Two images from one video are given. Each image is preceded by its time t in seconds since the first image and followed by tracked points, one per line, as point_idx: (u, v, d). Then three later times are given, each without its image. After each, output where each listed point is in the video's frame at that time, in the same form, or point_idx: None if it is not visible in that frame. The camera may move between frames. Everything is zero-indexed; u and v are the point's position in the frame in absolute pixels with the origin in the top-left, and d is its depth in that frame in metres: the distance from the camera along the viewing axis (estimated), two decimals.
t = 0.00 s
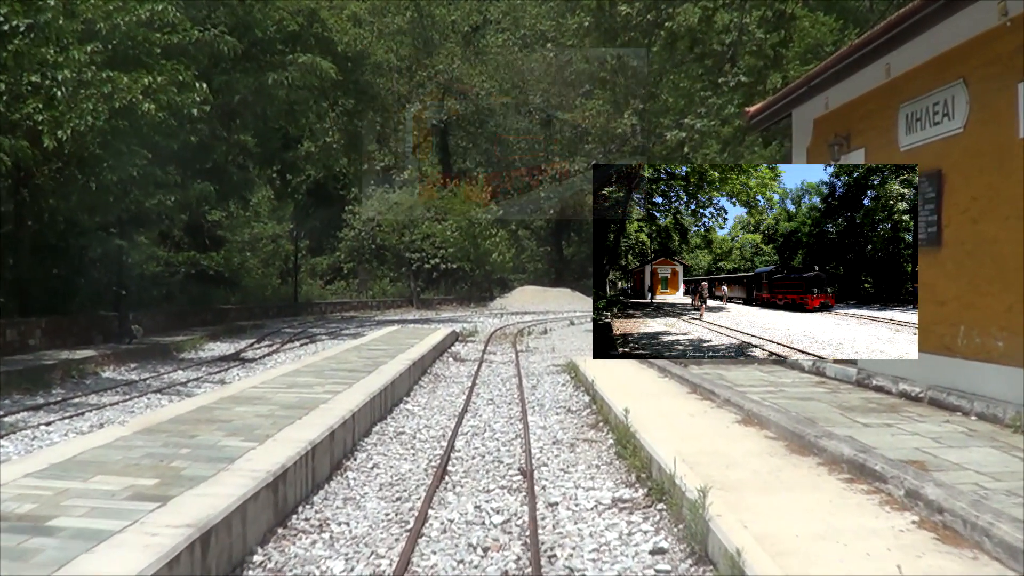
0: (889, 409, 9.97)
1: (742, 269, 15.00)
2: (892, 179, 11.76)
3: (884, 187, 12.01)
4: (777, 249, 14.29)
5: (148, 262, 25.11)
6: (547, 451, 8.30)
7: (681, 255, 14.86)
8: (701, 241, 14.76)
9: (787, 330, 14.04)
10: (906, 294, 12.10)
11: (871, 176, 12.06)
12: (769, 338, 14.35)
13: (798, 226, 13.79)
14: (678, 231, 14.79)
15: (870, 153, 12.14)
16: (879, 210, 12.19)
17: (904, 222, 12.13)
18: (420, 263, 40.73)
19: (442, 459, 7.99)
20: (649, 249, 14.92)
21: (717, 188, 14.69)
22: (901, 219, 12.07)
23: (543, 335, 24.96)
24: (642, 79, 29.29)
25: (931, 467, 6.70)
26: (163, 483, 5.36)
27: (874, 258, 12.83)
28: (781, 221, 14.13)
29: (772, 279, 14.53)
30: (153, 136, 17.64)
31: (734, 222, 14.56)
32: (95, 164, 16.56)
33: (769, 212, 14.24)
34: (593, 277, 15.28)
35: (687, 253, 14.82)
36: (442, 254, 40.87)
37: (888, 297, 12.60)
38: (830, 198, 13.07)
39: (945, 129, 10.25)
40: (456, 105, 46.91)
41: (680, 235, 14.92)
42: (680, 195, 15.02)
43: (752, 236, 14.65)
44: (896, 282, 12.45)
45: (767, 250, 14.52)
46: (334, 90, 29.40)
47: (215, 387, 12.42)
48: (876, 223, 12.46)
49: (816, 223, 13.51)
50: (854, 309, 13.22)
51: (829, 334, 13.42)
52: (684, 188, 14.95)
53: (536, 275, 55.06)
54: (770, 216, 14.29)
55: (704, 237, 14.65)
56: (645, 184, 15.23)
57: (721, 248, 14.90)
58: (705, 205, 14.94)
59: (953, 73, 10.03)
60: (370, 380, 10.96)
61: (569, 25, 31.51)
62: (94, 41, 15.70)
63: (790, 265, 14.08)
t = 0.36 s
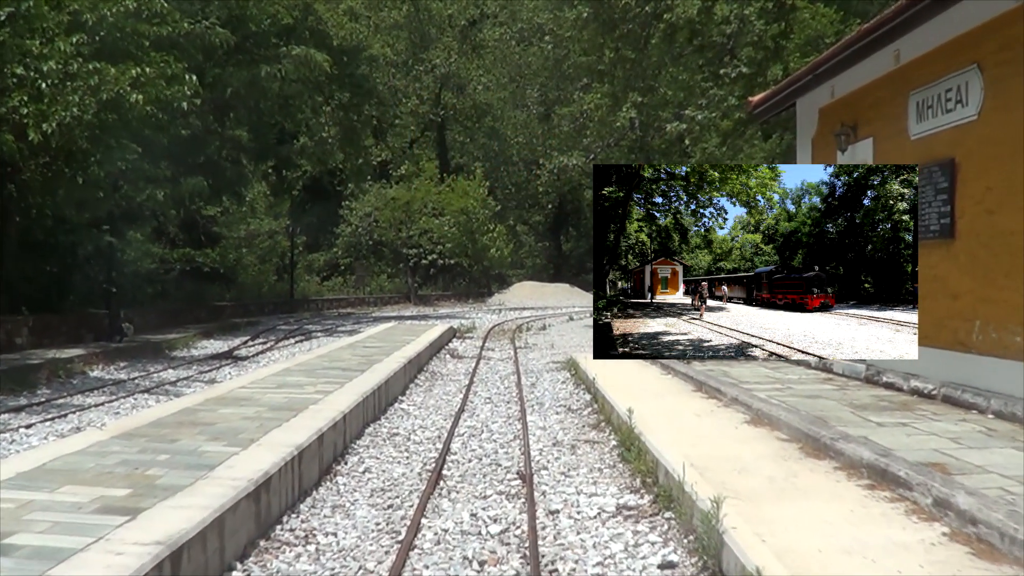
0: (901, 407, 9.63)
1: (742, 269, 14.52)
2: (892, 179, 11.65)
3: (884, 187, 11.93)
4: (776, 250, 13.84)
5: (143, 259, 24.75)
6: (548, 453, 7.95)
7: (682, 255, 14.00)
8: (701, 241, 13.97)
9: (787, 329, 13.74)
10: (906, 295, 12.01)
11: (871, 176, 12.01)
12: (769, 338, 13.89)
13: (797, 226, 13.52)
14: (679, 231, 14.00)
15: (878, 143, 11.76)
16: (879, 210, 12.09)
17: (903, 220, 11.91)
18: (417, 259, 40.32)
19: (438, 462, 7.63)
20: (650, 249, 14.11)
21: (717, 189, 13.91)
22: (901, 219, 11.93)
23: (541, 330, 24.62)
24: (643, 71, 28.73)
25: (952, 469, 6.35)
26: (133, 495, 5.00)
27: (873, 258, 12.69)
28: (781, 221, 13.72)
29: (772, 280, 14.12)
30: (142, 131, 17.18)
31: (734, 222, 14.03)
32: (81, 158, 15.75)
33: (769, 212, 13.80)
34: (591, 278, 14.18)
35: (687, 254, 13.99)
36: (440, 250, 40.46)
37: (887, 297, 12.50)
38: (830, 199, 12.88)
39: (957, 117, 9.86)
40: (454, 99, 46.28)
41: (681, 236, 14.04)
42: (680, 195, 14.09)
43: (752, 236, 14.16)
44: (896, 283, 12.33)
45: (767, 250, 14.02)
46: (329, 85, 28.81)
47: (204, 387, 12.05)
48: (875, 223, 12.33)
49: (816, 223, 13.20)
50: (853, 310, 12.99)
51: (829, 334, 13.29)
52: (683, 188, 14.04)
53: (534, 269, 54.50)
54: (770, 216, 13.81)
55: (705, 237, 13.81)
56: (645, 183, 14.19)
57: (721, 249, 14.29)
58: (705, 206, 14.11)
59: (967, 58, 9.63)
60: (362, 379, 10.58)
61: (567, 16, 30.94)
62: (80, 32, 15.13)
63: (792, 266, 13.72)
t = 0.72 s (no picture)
0: (917, 414, 9.26)
1: (741, 269, 13.05)
2: (892, 179, 11.35)
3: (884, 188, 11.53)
4: (776, 250, 12.59)
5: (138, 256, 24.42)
6: (549, 462, 7.57)
7: (682, 255, 12.96)
8: (700, 240, 12.82)
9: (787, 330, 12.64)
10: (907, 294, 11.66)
11: (871, 176, 11.67)
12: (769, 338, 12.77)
13: (797, 226, 12.46)
14: (679, 231, 12.98)
15: (892, 140, 11.41)
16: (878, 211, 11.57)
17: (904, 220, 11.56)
18: (416, 257, 39.93)
19: (434, 471, 7.27)
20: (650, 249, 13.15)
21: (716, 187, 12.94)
22: (901, 219, 11.54)
23: (542, 331, 24.26)
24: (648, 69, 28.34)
25: (981, 483, 5.97)
26: (102, 513, 4.62)
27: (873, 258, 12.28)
28: (782, 220, 12.51)
29: (772, 280, 12.69)
30: (136, 125, 16.79)
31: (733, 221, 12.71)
32: (73, 153, 15.08)
33: (769, 212, 12.69)
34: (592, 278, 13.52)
35: (687, 254, 12.92)
36: (440, 248, 40.09)
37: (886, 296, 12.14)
38: (830, 198, 12.22)
39: (975, 112, 9.50)
40: (454, 97, 45.91)
41: (681, 236, 13.01)
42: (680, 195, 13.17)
43: (753, 236, 12.79)
44: (895, 282, 12.00)
45: (767, 250, 12.73)
46: (327, 80, 28.41)
47: (194, 389, 11.64)
48: (875, 225, 11.83)
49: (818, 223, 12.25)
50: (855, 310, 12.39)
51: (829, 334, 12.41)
52: (683, 187, 13.06)
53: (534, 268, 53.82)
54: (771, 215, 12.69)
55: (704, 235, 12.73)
56: (645, 183, 13.31)
57: (721, 249, 12.94)
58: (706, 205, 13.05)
59: (986, 51, 9.28)
60: (356, 381, 10.20)
61: (569, 14, 30.58)
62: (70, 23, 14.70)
63: (794, 268, 12.45)
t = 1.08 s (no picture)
0: (933, 424, 8.94)
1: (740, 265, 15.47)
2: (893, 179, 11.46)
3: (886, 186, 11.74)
4: (777, 249, 14.37)
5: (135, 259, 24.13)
6: (554, 475, 7.24)
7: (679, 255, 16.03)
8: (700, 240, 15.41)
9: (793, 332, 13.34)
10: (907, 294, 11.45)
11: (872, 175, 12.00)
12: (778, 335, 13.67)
13: (795, 224, 13.97)
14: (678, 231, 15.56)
15: (904, 141, 11.11)
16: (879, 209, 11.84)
17: (906, 221, 11.39)
18: (416, 261, 39.61)
19: (431, 487, 6.92)
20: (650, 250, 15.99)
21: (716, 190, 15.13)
22: (905, 220, 11.31)
23: (543, 336, 23.86)
24: (651, 69, 28.00)
25: (1012, 502, 5.64)
26: (69, 538, 4.29)
27: (874, 259, 12.40)
28: (781, 220, 14.21)
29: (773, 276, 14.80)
30: (130, 125, 16.41)
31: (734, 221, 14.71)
32: (66, 150, 14.83)
33: (768, 212, 14.38)
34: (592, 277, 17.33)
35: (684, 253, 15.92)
36: (440, 252, 39.75)
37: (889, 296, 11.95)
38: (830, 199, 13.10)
39: (994, 111, 9.12)
40: (456, 100, 45.46)
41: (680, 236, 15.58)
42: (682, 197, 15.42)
43: (752, 235, 14.77)
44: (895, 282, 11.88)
45: (767, 249, 14.73)
46: (327, 82, 28.05)
47: (186, 396, 11.28)
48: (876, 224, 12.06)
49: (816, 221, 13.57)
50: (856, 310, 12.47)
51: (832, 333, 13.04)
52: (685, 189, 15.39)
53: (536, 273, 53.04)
54: (771, 216, 14.40)
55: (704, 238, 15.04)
56: (646, 187, 15.85)
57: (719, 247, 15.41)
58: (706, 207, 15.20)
59: (1006, 48, 8.93)
60: (354, 390, 9.85)
61: (571, 15, 30.28)
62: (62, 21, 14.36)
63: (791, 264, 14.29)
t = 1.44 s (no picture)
0: (949, 434, 8.62)
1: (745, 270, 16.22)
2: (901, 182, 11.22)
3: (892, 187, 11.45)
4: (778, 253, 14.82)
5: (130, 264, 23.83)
6: (556, 490, 6.89)
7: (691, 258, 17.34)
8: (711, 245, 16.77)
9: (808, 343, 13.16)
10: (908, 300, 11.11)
11: (874, 177, 11.80)
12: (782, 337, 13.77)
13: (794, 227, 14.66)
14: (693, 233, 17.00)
15: (919, 141, 10.73)
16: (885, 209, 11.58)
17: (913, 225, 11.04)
18: (416, 266, 39.42)
19: (428, 502, 6.56)
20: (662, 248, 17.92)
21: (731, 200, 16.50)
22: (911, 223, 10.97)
23: (544, 342, 23.55)
24: (653, 69, 24.99)
25: None
26: (29, 565, 3.97)
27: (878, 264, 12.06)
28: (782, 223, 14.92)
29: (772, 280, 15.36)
30: (122, 126, 16.07)
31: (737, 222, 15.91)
32: (55, 155, 14.46)
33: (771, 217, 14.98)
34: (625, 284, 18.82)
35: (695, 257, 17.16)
36: (441, 256, 39.54)
37: (892, 301, 11.60)
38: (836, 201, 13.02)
39: (1014, 110, 8.78)
40: (455, 102, 45.94)
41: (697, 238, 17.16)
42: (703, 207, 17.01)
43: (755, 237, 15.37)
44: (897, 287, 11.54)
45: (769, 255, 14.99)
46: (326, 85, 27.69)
47: (176, 404, 10.93)
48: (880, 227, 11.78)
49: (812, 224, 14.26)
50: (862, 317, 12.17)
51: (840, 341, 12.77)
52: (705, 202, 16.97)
53: (538, 278, 52.13)
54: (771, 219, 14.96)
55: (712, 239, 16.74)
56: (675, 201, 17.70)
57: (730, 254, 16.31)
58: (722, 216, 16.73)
59: None
60: (348, 398, 9.50)
61: (573, 16, 29.92)
62: (51, 19, 14.08)
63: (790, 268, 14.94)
